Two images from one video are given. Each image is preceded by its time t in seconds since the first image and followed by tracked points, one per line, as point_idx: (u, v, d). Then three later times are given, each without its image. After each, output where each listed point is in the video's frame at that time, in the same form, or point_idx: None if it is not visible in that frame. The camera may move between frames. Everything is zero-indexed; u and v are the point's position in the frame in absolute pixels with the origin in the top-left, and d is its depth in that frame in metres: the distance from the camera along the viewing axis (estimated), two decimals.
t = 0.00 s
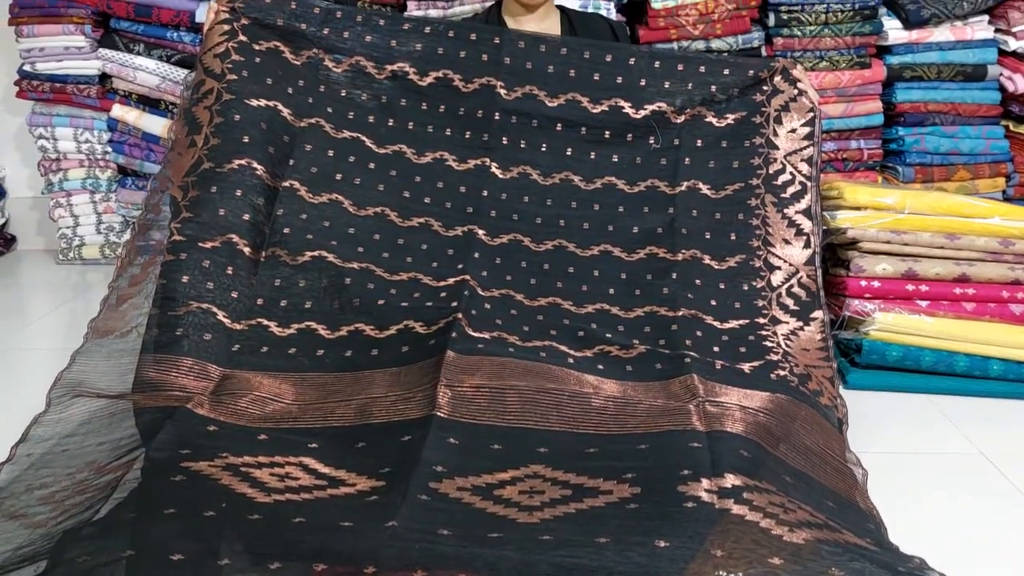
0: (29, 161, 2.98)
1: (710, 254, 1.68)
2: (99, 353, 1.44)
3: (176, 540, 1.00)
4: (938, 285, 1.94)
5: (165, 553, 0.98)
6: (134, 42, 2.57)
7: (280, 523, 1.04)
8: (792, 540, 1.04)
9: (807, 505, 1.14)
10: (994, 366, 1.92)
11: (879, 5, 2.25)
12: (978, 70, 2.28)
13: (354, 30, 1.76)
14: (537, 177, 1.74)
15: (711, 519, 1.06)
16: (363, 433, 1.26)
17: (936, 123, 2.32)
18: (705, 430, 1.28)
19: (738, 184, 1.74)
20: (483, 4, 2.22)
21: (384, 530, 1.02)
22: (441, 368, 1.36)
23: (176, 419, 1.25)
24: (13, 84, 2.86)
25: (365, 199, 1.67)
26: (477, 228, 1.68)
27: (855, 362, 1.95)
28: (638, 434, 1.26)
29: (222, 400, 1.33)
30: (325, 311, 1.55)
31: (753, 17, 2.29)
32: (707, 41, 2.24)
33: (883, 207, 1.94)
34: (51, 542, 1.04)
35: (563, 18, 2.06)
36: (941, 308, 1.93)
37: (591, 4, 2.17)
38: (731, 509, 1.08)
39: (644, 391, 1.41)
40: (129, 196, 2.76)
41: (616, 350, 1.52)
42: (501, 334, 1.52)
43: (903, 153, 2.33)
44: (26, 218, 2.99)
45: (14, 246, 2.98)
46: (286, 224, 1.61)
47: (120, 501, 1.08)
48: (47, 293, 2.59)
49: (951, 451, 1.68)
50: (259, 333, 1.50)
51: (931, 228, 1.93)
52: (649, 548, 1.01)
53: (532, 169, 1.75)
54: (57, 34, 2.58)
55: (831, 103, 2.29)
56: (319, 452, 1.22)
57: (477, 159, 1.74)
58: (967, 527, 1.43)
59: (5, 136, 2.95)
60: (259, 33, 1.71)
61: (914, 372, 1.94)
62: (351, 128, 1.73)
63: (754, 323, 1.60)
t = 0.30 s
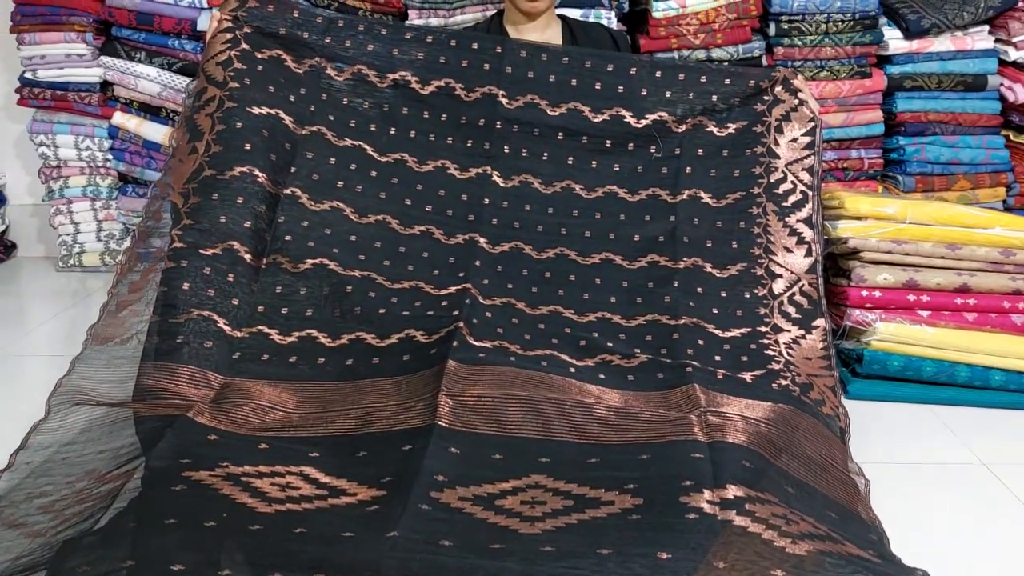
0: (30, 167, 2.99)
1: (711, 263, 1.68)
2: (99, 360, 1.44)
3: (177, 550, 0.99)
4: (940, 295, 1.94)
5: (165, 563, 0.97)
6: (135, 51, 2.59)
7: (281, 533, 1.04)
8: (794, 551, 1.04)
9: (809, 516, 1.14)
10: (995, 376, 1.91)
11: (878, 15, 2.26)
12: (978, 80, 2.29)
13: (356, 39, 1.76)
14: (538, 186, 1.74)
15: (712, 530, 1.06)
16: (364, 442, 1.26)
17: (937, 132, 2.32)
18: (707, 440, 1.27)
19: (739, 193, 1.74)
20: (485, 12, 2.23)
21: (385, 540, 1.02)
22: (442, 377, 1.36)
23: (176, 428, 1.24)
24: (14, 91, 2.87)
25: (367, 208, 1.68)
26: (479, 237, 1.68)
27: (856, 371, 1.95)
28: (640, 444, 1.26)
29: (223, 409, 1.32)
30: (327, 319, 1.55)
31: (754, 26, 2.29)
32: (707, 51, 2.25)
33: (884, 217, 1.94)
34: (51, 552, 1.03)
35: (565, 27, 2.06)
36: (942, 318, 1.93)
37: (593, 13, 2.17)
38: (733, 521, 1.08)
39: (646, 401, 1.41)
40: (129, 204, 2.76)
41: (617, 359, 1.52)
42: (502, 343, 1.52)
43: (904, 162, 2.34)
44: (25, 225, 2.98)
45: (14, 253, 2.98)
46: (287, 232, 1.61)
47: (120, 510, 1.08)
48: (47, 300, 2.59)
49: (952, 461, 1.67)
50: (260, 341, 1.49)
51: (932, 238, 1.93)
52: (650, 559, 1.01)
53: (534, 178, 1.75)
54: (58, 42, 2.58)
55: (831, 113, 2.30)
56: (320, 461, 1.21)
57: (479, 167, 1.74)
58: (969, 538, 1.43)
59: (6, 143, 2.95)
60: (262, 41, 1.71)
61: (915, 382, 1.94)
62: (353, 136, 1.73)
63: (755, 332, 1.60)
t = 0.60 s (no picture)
0: (26, 168, 2.98)
1: (709, 265, 1.68)
2: (95, 360, 1.44)
3: (172, 551, 0.99)
4: (936, 297, 1.94)
5: (160, 563, 0.97)
6: (133, 51, 2.59)
7: (277, 533, 1.04)
8: (790, 553, 1.03)
9: (806, 518, 1.14)
10: (992, 379, 1.91)
11: (876, 18, 2.26)
12: (976, 84, 2.29)
13: (354, 40, 1.76)
14: (536, 187, 1.74)
15: (709, 531, 1.05)
16: (361, 442, 1.25)
17: (934, 136, 2.33)
18: (704, 441, 1.27)
19: (737, 195, 1.74)
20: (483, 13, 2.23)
21: (381, 541, 1.02)
22: (439, 378, 1.36)
23: (172, 428, 1.24)
24: (12, 92, 2.87)
25: (365, 209, 1.67)
26: (476, 238, 1.68)
27: (853, 374, 1.95)
28: (637, 445, 1.26)
29: (219, 409, 1.32)
30: (324, 320, 1.55)
31: (752, 29, 2.30)
32: (707, 54, 2.25)
33: (882, 220, 1.94)
34: (46, 552, 1.03)
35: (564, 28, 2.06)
36: (939, 320, 1.93)
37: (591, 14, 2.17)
38: (730, 522, 1.08)
39: (643, 402, 1.41)
40: (126, 205, 2.73)
41: (615, 360, 1.52)
42: (500, 344, 1.51)
43: (901, 165, 2.35)
44: (22, 225, 2.98)
45: (10, 253, 2.98)
46: (285, 233, 1.61)
47: (116, 510, 1.08)
48: (44, 300, 2.58)
49: (949, 464, 1.68)
50: (257, 341, 1.49)
51: (929, 241, 1.94)
52: (647, 560, 1.01)
53: (531, 179, 1.75)
54: (56, 41, 2.58)
55: (829, 115, 2.30)
56: (317, 462, 1.21)
57: (477, 169, 1.74)
58: (966, 541, 1.43)
59: (2, 143, 2.95)
60: (260, 42, 1.71)
61: (911, 384, 1.93)
62: (351, 137, 1.73)
63: (753, 333, 1.60)
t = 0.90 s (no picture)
0: (24, 169, 2.98)
1: (706, 267, 1.68)
2: (93, 362, 1.44)
3: (170, 551, 0.99)
4: (934, 300, 1.94)
5: (157, 564, 0.97)
6: (131, 52, 2.59)
7: (275, 534, 1.04)
8: (788, 554, 1.03)
9: (803, 519, 1.14)
10: (988, 381, 1.91)
11: (874, 21, 2.27)
12: (973, 87, 2.30)
13: (352, 43, 1.76)
14: (533, 190, 1.74)
15: (707, 533, 1.05)
16: (358, 444, 1.25)
17: (932, 138, 2.33)
18: (702, 442, 1.28)
19: (733, 198, 1.74)
20: (482, 16, 2.23)
21: (379, 542, 1.01)
22: (437, 380, 1.36)
23: (169, 428, 1.23)
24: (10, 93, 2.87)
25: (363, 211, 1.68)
26: (474, 240, 1.68)
27: (850, 376, 1.95)
28: (634, 447, 1.26)
29: (217, 410, 1.31)
30: (322, 321, 1.55)
31: (751, 32, 2.31)
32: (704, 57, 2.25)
33: (879, 222, 1.96)
34: (43, 552, 1.03)
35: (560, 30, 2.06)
36: (936, 322, 1.93)
37: (590, 17, 2.18)
38: (727, 523, 1.08)
39: (641, 403, 1.41)
40: (124, 206, 2.76)
41: (612, 362, 1.52)
42: (498, 346, 1.51)
43: (899, 168, 2.35)
44: (20, 226, 2.98)
45: (8, 254, 2.98)
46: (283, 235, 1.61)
47: (113, 511, 1.08)
48: (41, 301, 2.58)
49: (946, 465, 1.68)
50: (255, 342, 1.49)
51: (926, 244, 1.95)
52: (645, 561, 1.01)
53: (528, 182, 1.75)
54: (54, 43, 2.57)
55: (826, 118, 2.31)
56: (314, 463, 1.21)
57: (474, 171, 1.74)
58: (964, 543, 1.43)
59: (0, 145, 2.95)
60: (258, 45, 1.71)
61: (908, 386, 1.93)
62: (349, 139, 1.72)
63: (750, 336, 1.60)
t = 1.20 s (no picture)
0: (25, 169, 2.98)
1: (706, 271, 1.68)
2: (93, 358, 1.44)
3: (170, 548, 0.99)
4: (934, 300, 1.94)
5: (157, 561, 0.97)
6: (132, 52, 2.59)
7: (274, 531, 1.04)
8: (788, 552, 1.03)
9: (804, 518, 1.14)
10: (989, 381, 1.91)
11: (874, 23, 2.28)
12: (974, 88, 2.30)
13: (353, 42, 1.76)
14: (534, 191, 1.74)
15: (706, 531, 1.05)
16: (358, 442, 1.25)
17: (932, 139, 2.33)
18: (701, 442, 1.27)
19: (733, 202, 1.74)
20: (483, 16, 2.24)
21: (379, 539, 1.01)
22: (437, 378, 1.36)
23: (170, 426, 1.23)
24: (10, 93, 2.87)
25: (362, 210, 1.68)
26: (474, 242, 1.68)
27: (850, 376, 1.95)
28: (634, 445, 1.26)
29: (218, 408, 1.31)
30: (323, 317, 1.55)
31: (751, 33, 2.31)
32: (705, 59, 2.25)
33: (879, 222, 1.96)
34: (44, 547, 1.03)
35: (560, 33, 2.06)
36: (936, 323, 1.93)
37: (591, 17, 2.18)
38: (727, 521, 1.07)
39: (641, 402, 1.40)
40: (124, 207, 2.75)
41: (612, 362, 1.52)
42: (498, 346, 1.51)
43: (899, 169, 2.35)
44: (20, 226, 2.98)
45: (8, 254, 2.97)
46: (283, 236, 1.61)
47: (114, 507, 1.08)
48: (41, 301, 2.59)
49: (945, 465, 1.68)
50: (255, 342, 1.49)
51: (927, 244, 1.95)
52: (646, 558, 1.00)
53: (529, 182, 1.75)
54: (55, 43, 2.58)
55: (827, 119, 2.31)
56: (314, 462, 1.21)
57: (475, 172, 1.74)
58: (963, 543, 1.43)
59: (1, 145, 2.95)
60: (259, 44, 1.71)
61: (909, 387, 1.93)
62: (350, 139, 1.73)
63: (748, 338, 1.60)
